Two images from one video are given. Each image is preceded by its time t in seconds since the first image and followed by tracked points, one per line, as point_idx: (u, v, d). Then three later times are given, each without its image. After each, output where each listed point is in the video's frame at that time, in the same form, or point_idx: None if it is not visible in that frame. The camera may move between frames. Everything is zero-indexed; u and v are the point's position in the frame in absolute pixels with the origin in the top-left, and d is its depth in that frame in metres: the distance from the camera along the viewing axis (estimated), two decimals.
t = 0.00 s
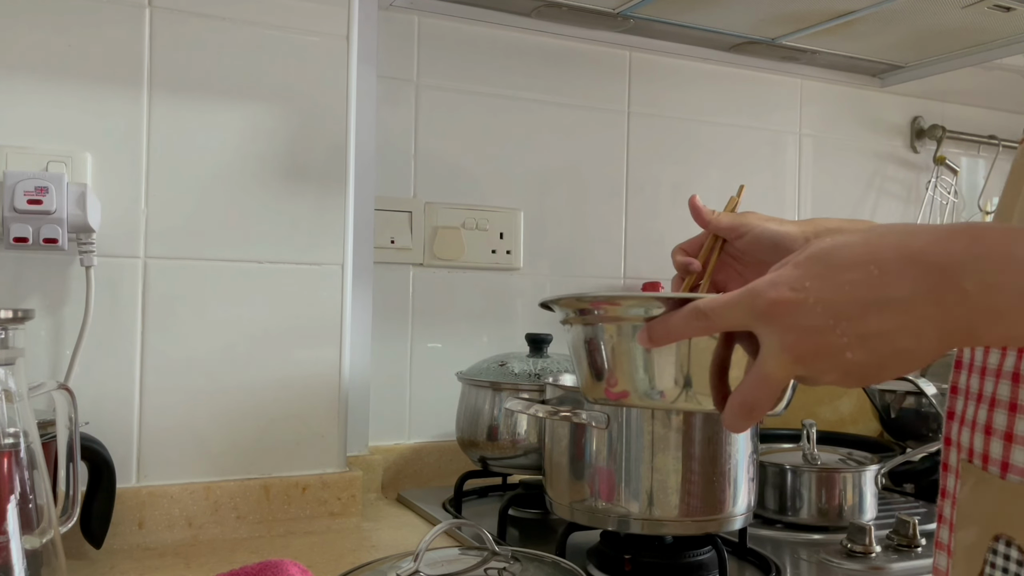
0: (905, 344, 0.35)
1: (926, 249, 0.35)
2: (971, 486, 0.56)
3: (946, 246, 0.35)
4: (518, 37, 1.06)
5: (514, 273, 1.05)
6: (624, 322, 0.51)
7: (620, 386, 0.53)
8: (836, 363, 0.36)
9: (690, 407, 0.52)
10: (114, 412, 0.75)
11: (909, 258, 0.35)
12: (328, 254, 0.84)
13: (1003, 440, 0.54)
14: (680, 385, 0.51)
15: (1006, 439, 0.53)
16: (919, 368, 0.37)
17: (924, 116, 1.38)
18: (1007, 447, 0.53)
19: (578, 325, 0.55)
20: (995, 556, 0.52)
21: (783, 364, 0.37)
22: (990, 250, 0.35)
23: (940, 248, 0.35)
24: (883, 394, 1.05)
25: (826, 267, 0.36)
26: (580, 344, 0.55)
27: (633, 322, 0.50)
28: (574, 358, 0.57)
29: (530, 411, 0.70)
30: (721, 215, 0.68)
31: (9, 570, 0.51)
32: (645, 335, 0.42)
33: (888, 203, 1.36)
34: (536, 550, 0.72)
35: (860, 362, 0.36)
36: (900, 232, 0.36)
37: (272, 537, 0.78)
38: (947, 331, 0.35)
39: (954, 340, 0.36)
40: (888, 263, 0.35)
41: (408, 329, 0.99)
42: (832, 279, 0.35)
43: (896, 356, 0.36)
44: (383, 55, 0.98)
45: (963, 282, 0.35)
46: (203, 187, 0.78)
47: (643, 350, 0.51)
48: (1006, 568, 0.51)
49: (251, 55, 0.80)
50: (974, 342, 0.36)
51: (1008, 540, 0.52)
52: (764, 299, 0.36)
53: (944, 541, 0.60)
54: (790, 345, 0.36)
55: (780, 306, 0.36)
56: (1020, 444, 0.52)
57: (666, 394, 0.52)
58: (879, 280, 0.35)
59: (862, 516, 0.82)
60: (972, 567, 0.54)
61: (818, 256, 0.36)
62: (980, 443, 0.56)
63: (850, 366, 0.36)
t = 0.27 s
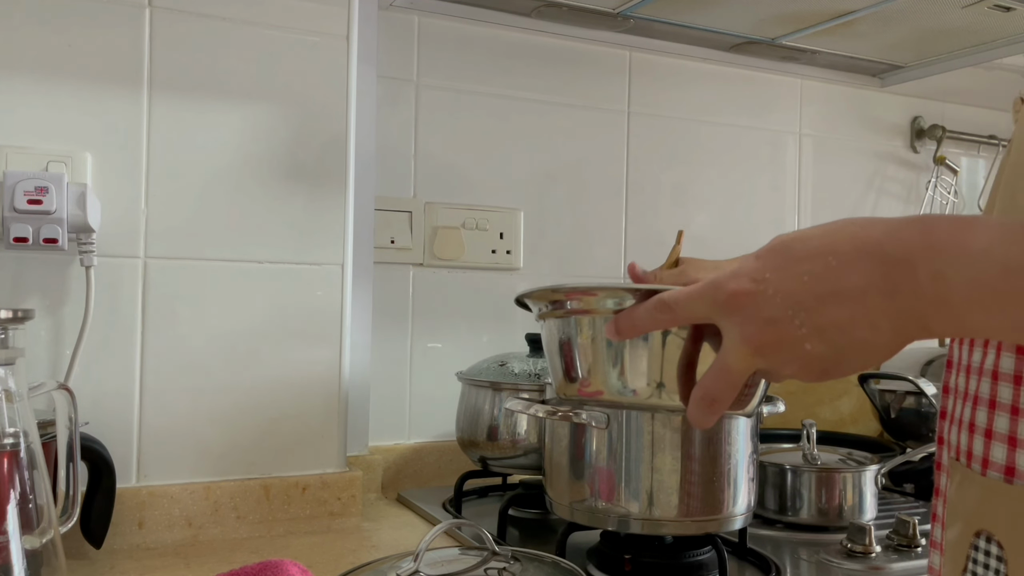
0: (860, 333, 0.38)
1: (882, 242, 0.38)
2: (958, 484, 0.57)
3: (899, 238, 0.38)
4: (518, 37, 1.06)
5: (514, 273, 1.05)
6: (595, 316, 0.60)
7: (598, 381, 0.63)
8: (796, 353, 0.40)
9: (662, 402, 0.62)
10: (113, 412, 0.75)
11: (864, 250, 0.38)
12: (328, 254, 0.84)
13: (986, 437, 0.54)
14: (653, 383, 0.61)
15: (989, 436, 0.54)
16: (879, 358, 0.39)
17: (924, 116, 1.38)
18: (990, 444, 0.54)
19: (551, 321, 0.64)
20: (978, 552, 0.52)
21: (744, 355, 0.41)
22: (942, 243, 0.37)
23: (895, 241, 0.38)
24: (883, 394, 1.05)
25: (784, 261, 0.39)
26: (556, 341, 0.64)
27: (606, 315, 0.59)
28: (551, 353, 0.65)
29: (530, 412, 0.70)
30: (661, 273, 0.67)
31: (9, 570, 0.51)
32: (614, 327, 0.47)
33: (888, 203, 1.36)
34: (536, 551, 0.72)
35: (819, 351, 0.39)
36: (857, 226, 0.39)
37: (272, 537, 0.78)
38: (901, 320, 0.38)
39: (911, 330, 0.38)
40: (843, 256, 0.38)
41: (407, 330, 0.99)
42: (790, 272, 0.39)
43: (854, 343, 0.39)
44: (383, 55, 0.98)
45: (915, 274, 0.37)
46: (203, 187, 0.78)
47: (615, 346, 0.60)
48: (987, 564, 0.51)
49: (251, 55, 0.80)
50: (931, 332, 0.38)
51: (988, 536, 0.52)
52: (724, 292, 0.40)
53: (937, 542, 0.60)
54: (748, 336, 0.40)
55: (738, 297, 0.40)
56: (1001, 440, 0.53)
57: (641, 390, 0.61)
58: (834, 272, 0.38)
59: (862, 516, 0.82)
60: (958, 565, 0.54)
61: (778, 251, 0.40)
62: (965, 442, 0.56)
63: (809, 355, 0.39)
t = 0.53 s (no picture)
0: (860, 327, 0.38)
1: (884, 236, 0.38)
2: (957, 486, 0.57)
3: (900, 233, 0.38)
4: (518, 37, 1.06)
5: (514, 273, 1.05)
6: (585, 317, 0.59)
7: (590, 385, 0.62)
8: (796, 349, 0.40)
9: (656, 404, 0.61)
10: (113, 411, 0.75)
11: (865, 244, 0.38)
12: (328, 254, 0.84)
13: (985, 438, 0.54)
14: (645, 386, 0.60)
15: (988, 437, 0.54)
16: (881, 352, 0.39)
17: (924, 116, 1.38)
18: (989, 445, 0.54)
19: (543, 324, 0.63)
20: (981, 554, 0.52)
21: (744, 352, 0.41)
22: (944, 236, 0.37)
23: (897, 235, 0.38)
24: (883, 394, 1.05)
25: (784, 257, 0.39)
26: (547, 344, 0.63)
27: (597, 316, 0.58)
28: (543, 356, 0.65)
29: (530, 412, 0.70)
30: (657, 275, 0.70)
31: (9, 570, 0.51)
32: (611, 331, 0.47)
33: (888, 203, 1.36)
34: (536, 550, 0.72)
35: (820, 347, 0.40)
36: (859, 220, 0.39)
37: (272, 537, 0.78)
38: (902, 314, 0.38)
39: (912, 324, 0.38)
40: (843, 251, 0.38)
41: (407, 330, 0.99)
42: (791, 268, 0.39)
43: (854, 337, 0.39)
44: (383, 55, 0.98)
45: (917, 268, 0.37)
46: (203, 187, 0.78)
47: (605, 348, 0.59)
48: (991, 565, 0.51)
49: (251, 55, 0.80)
50: (932, 325, 0.38)
51: (991, 537, 0.52)
52: (724, 290, 0.40)
53: (936, 546, 0.60)
54: (748, 334, 0.40)
55: (739, 295, 0.40)
56: (1002, 441, 0.53)
57: (633, 393, 0.60)
58: (835, 268, 0.38)
59: (863, 516, 0.82)
60: (960, 568, 0.54)
61: (778, 247, 0.40)
62: (963, 443, 0.56)
63: (810, 351, 0.40)
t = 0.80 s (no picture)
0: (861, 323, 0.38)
1: (883, 231, 0.38)
2: (951, 485, 0.56)
3: (900, 227, 0.38)
4: (517, 36, 1.06)
5: (514, 273, 1.05)
6: (582, 312, 0.59)
7: (588, 379, 0.62)
8: (795, 344, 0.40)
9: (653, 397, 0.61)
10: (113, 411, 0.75)
11: (865, 239, 0.38)
12: (328, 254, 0.84)
13: (979, 437, 0.54)
14: (642, 379, 0.60)
15: (981, 436, 0.54)
16: (880, 347, 0.39)
17: (924, 116, 1.38)
18: (983, 444, 0.54)
19: (540, 319, 0.63)
20: (976, 552, 0.52)
21: (743, 347, 0.41)
22: (943, 230, 0.37)
23: (896, 230, 0.38)
24: (883, 394, 1.05)
25: (784, 252, 0.39)
26: (545, 339, 0.63)
27: (594, 312, 0.58)
28: (541, 352, 0.65)
29: (530, 412, 0.70)
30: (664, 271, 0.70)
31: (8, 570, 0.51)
32: (610, 326, 0.47)
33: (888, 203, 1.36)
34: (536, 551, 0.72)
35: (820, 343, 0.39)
36: (858, 215, 0.39)
37: (272, 538, 0.78)
38: (902, 309, 0.38)
39: (912, 319, 0.38)
40: (843, 246, 0.38)
41: (407, 329, 0.99)
42: (790, 263, 0.39)
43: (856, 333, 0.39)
44: (383, 55, 0.98)
45: (916, 262, 0.37)
46: (203, 187, 0.78)
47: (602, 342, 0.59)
48: (986, 564, 0.51)
49: (251, 56, 0.80)
50: (932, 320, 0.38)
51: (985, 535, 0.52)
52: (723, 285, 0.40)
53: (929, 545, 0.60)
54: (748, 329, 0.40)
55: (737, 290, 0.40)
56: (995, 439, 0.53)
57: (630, 386, 0.61)
58: (835, 262, 0.38)
59: (863, 516, 0.82)
60: (954, 567, 0.54)
61: (777, 242, 0.40)
62: (957, 442, 0.56)
63: (810, 346, 0.39)
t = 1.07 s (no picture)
0: (863, 323, 0.38)
1: (886, 233, 0.38)
2: (951, 486, 0.56)
3: (902, 229, 0.38)
4: (518, 36, 1.06)
5: (514, 273, 1.05)
6: (583, 313, 0.58)
7: (589, 380, 0.61)
8: (798, 345, 0.40)
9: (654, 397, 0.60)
10: (113, 411, 0.75)
11: (867, 240, 0.38)
12: (328, 254, 0.84)
13: (980, 438, 0.54)
14: (644, 379, 0.59)
15: (982, 437, 0.54)
16: (883, 348, 0.39)
17: (924, 116, 1.38)
18: (983, 445, 0.53)
19: (541, 320, 0.62)
20: (977, 553, 0.52)
21: (746, 348, 0.41)
22: (945, 232, 0.37)
23: (899, 231, 0.38)
24: (883, 394, 1.05)
25: (787, 253, 0.39)
26: (545, 339, 0.62)
27: (596, 313, 0.57)
28: (542, 352, 0.64)
29: (530, 412, 0.70)
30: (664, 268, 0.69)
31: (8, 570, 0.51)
32: (612, 326, 0.47)
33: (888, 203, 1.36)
34: (536, 551, 0.72)
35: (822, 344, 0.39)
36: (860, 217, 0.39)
37: (272, 538, 0.78)
38: (905, 310, 0.38)
39: (915, 320, 0.38)
40: (846, 247, 0.38)
41: (408, 329, 0.99)
42: (793, 264, 0.39)
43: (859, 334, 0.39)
44: (383, 55, 0.98)
45: (919, 263, 0.37)
46: (203, 187, 0.78)
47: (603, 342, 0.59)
48: (987, 565, 0.51)
49: (251, 56, 0.80)
50: (935, 321, 0.38)
51: (986, 536, 0.52)
52: (726, 286, 0.40)
53: (928, 545, 0.60)
54: (750, 329, 0.40)
55: (740, 291, 0.40)
56: (996, 441, 0.52)
57: (632, 387, 0.60)
58: (838, 263, 0.38)
59: (863, 516, 0.82)
60: (955, 567, 0.54)
61: (781, 243, 0.40)
62: (957, 443, 0.56)
63: (812, 347, 0.39)
